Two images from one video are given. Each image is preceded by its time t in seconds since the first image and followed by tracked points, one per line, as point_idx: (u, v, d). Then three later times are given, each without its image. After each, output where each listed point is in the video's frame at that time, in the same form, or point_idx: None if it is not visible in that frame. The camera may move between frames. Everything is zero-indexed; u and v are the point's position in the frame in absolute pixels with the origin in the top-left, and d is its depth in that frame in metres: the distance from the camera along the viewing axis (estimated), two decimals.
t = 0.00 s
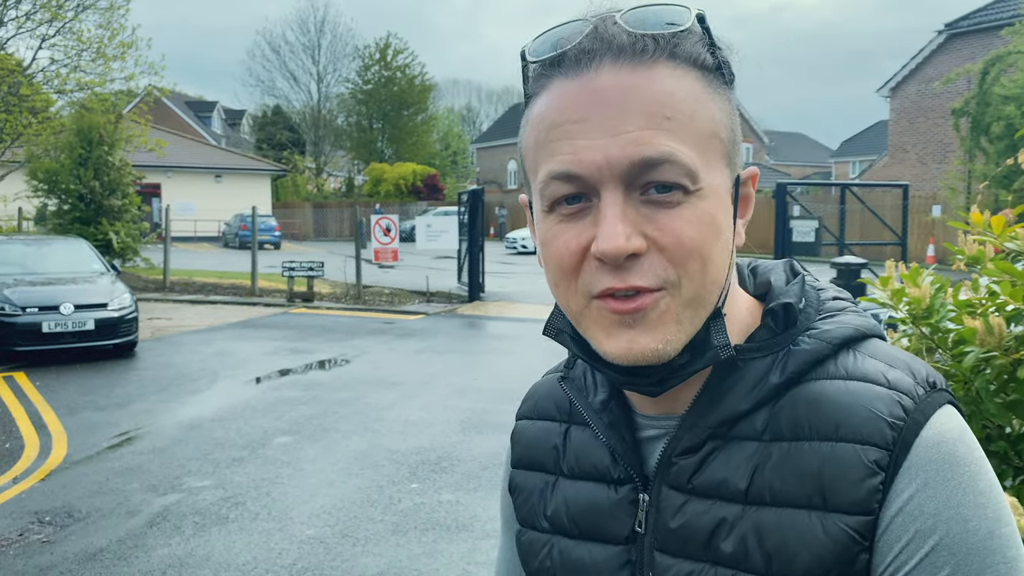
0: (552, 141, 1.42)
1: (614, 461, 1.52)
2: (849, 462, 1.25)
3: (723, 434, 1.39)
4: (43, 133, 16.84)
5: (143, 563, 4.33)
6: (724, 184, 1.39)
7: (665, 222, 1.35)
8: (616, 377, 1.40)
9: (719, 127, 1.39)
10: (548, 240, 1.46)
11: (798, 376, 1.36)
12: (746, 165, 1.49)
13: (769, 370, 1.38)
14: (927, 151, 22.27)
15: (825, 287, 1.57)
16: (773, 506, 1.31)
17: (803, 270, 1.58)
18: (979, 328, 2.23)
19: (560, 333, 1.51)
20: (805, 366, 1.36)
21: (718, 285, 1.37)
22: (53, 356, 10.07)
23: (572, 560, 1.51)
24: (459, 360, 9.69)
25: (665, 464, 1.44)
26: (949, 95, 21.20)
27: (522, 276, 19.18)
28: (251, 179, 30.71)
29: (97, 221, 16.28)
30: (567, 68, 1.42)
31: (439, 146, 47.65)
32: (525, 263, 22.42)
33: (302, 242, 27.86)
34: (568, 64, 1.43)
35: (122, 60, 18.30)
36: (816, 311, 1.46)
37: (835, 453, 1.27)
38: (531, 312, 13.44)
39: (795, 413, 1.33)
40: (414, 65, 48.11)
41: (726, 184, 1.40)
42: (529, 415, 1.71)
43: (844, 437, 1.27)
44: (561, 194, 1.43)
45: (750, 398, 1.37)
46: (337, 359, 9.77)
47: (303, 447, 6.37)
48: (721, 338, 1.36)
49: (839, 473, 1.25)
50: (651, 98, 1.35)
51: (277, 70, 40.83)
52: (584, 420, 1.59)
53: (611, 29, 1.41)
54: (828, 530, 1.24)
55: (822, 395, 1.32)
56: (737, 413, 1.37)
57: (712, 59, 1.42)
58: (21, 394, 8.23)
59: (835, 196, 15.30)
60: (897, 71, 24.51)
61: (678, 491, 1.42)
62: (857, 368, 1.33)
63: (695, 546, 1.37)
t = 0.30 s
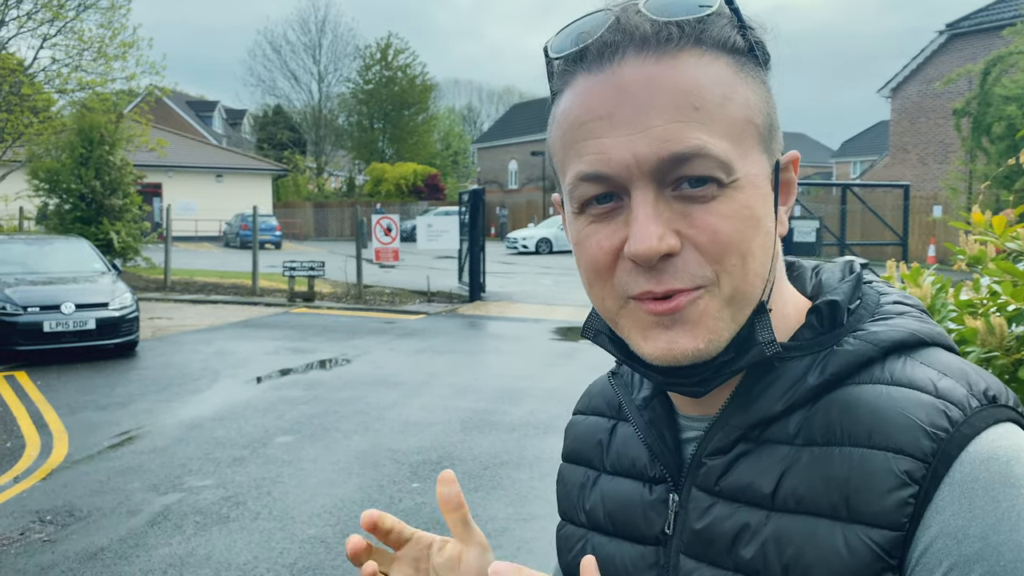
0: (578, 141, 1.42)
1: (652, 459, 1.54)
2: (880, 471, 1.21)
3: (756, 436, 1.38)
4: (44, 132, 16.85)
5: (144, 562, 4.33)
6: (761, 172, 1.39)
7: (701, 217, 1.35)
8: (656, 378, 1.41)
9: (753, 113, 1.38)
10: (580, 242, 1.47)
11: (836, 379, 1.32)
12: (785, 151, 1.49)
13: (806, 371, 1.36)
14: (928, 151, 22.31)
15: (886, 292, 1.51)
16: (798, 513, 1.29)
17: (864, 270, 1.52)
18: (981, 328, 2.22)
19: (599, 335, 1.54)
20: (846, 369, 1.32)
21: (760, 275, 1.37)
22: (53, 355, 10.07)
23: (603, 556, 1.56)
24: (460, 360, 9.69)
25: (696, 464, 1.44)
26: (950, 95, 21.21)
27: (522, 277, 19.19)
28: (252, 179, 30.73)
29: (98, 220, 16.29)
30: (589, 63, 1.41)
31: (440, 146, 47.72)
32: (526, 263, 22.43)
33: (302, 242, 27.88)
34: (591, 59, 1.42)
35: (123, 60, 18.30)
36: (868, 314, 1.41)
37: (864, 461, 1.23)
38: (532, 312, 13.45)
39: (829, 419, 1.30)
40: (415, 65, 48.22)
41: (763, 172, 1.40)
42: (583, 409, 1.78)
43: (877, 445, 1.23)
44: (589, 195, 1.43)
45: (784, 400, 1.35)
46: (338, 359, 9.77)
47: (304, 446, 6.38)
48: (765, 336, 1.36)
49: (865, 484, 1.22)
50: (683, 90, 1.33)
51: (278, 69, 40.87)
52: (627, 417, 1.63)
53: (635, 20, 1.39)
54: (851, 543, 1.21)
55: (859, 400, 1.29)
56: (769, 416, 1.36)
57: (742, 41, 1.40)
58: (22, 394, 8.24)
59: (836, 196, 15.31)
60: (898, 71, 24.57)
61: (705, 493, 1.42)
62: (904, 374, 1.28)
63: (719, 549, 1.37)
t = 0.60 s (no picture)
0: (577, 148, 1.42)
1: (663, 476, 1.54)
2: (890, 484, 1.17)
3: (766, 449, 1.35)
4: (45, 131, 16.88)
5: (144, 561, 4.33)
6: (766, 177, 1.38)
7: (702, 224, 1.34)
8: (664, 398, 1.42)
9: (756, 116, 1.37)
10: (581, 252, 1.47)
11: (849, 387, 1.28)
12: (795, 156, 1.48)
13: (819, 379, 1.32)
14: (929, 151, 22.31)
15: (910, 298, 1.47)
16: (806, 528, 1.26)
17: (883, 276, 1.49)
18: (982, 328, 2.23)
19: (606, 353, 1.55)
20: (859, 375, 1.28)
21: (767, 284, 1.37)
22: (54, 354, 10.07)
23: None
24: (461, 359, 9.69)
25: (705, 480, 1.43)
26: (951, 96, 21.22)
27: (523, 276, 19.19)
28: (252, 179, 30.73)
29: (99, 219, 16.29)
30: (586, 67, 1.41)
31: (441, 144, 47.76)
32: (527, 263, 22.42)
33: (303, 241, 27.89)
34: (588, 63, 1.41)
35: (124, 59, 18.32)
36: (884, 320, 1.38)
37: (874, 472, 1.20)
38: (533, 312, 13.44)
39: (839, 428, 1.27)
40: (417, 65, 48.24)
41: (768, 178, 1.39)
42: (604, 427, 1.79)
43: (888, 456, 1.20)
44: (588, 203, 1.43)
45: (794, 411, 1.32)
46: (338, 358, 9.77)
47: (305, 446, 6.37)
48: (776, 350, 1.35)
49: (873, 497, 1.19)
50: (681, 94, 1.33)
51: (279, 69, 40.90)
52: (640, 433, 1.63)
53: (632, 24, 1.39)
54: (858, 560, 1.18)
55: (871, 408, 1.25)
56: (779, 426, 1.33)
57: (745, 42, 1.39)
58: (23, 393, 8.25)
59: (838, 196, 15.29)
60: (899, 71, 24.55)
61: (714, 508, 1.40)
62: (918, 380, 1.24)
63: (725, 566, 1.35)
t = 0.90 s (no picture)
0: (605, 133, 1.42)
1: (669, 488, 1.51)
2: (935, 499, 1.19)
3: (790, 461, 1.35)
4: (46, 130, 16.89)
5: (145, 561, 4.33)
6: (796, 171, 1.38)
7: (730, 212, 1.34)
8: (677, 389, 1.40)
9: (788, 108, 1.38)
10: (602, 238, 1.47)
11: (877, 398, 1.30)
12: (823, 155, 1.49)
13: (845, 390, 1.33)
14: (930, 151, 22.33)
15: (918, 308, 1.51)
16: (841, 544, 1.26)
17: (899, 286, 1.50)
18: (983, 328, 2.23)
19: (615, 342, 1.52)
20: (886, 387, 1.29)
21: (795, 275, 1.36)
22: (54, 354, 10.06)
23: None
24: (461, 359, 9.68)
25: (723, 493, 1.41)
26: (952, 96, 21.24)
27: (524, 276, 19.18)
28: (253, 178, 30.73)
29: (100, 219, 16.30)
30: (618, 52, 1.42)
31: (442, 144, 47.76)
32: (527, 263, 22.40)
33: (303, 241, 27.88)
34: (620, 47, 1.42)
35: (125, 58, 18.33)
36: (905, 329, 1.40)
37: (915, 486, 1.21)
38: (533, 311, 13.43)
39: (873, 441, 1.28)
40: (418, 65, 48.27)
41: (798, 171, 1.39)
42: (590, 437, 1.74)
43: (929, 469, 1.21)
44: (614, 188, 1.42)
45: (823, 421, 1.32)
46: (339, 358, 9.76)
47: (305, 445, 6.37)
48: (796, 346, 1.34)
49: (920, 511, 1.19)
50: (714, 80, 1.33)
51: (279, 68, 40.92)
52: (642, 443, 1.60)
53: (667, 12, 1.39)
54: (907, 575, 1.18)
55: (904, 421, 1.26)
56: (806, 437, 1.33)
57: (780, 37, 1.40)
58: (24, 392, 8.26)
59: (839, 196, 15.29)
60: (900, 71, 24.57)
61: (735, 523, 1.39)
62: (950, 393, 1.26)
63: None
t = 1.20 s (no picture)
0: (626, 95, 1.41)
1: (652, 465, 1.50)
2: (929, 484, 1.20)
3: (777, 442, 1.36)
4: (46, 129, 16.90)
5: (145, 560, 4.32)
6: (814, 154, 1.38)
7: (749, 189, 1.34)
8: (666, 362, 1.40)
9: (813, 91, 1.37)
10: (612, 202, 1.46)
11: (864, 384, 1.31)
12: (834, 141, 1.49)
13: (835, 374, 1.34)
14: (930, 152, 22.34)
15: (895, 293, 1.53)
16: (832, 526, 1.27)
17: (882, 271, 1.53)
18: (983, 328, 2.21)
19: (606, 308, 1.53)
20: (875, 372, 1.31)
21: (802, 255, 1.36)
22: (54, 353, 10.06)
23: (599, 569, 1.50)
24: (462, 359, 9.68)
25: (710, 473, 1.41)
26: (953, 96, 21.25)
27: (524, 276, 19.18)
28: (253, 178, 30.72)
29: (100, 219, 16.29)
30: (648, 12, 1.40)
31: (442, 144, 47.80)
32: (528, 263, 22.39)
33: (304, 241, 27.88)
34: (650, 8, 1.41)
35: (126, 58, 18.33)
36: (888, 314, 1.42)
37: (909, 471, 1.22)
38: (533, 311, 13.43)
39: (863, 425, 1.29)
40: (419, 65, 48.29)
41: (815, 156, 1.39)
42: (559, 407, 1.70)
43: (920, 454, 1.23)
44: (630, 153, 1.42)
45: (813, 404, 1.33)
46: (339, 357, 9.77)
47: (305, 445, 6.37)
48: (787, 328, 1.35)
49: (914, 495, 1.21)
50: (745, 55, 1.33)
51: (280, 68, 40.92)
52: (622, 417, 1.57)
53: None
54: (900, 556, 1.20)
55: (892, 408, 1.28)
56: (795, 420, 1.33)
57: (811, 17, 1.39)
58: (25, 391, 8.26)
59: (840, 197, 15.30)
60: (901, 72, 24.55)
61: (723, 503, 1.39)
62: (936, 379, 1.29)
63: (742, 562, 1.34)
